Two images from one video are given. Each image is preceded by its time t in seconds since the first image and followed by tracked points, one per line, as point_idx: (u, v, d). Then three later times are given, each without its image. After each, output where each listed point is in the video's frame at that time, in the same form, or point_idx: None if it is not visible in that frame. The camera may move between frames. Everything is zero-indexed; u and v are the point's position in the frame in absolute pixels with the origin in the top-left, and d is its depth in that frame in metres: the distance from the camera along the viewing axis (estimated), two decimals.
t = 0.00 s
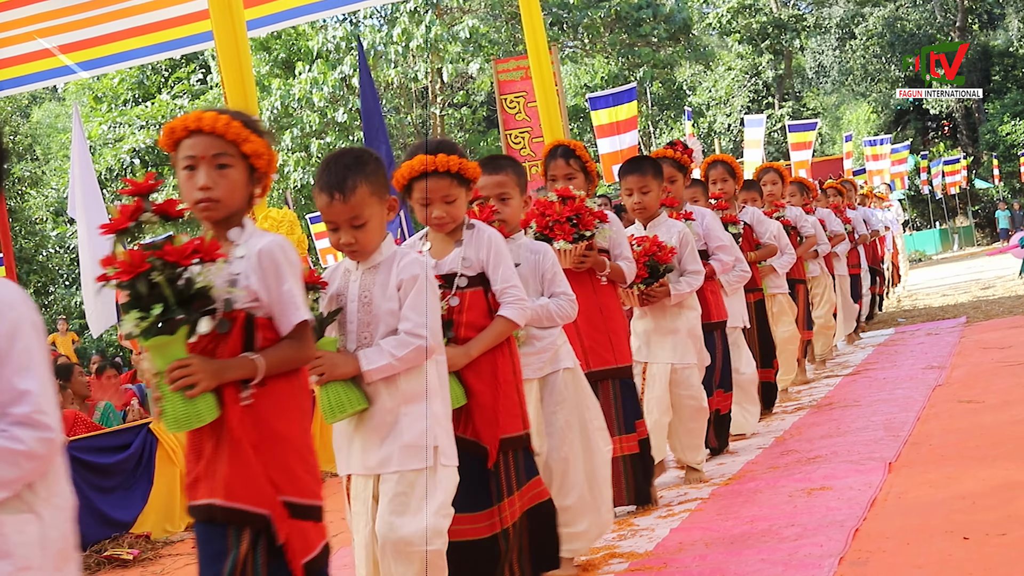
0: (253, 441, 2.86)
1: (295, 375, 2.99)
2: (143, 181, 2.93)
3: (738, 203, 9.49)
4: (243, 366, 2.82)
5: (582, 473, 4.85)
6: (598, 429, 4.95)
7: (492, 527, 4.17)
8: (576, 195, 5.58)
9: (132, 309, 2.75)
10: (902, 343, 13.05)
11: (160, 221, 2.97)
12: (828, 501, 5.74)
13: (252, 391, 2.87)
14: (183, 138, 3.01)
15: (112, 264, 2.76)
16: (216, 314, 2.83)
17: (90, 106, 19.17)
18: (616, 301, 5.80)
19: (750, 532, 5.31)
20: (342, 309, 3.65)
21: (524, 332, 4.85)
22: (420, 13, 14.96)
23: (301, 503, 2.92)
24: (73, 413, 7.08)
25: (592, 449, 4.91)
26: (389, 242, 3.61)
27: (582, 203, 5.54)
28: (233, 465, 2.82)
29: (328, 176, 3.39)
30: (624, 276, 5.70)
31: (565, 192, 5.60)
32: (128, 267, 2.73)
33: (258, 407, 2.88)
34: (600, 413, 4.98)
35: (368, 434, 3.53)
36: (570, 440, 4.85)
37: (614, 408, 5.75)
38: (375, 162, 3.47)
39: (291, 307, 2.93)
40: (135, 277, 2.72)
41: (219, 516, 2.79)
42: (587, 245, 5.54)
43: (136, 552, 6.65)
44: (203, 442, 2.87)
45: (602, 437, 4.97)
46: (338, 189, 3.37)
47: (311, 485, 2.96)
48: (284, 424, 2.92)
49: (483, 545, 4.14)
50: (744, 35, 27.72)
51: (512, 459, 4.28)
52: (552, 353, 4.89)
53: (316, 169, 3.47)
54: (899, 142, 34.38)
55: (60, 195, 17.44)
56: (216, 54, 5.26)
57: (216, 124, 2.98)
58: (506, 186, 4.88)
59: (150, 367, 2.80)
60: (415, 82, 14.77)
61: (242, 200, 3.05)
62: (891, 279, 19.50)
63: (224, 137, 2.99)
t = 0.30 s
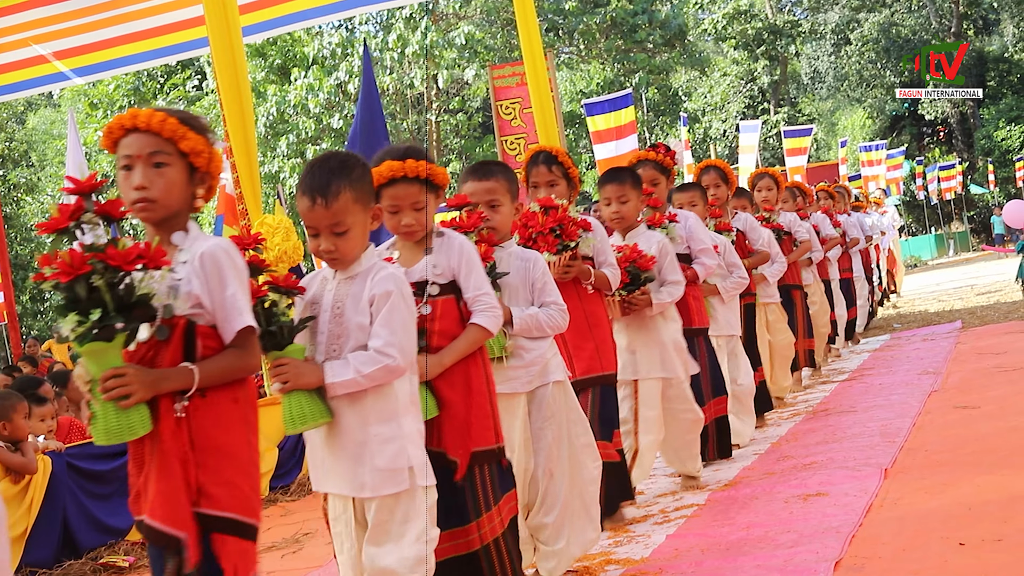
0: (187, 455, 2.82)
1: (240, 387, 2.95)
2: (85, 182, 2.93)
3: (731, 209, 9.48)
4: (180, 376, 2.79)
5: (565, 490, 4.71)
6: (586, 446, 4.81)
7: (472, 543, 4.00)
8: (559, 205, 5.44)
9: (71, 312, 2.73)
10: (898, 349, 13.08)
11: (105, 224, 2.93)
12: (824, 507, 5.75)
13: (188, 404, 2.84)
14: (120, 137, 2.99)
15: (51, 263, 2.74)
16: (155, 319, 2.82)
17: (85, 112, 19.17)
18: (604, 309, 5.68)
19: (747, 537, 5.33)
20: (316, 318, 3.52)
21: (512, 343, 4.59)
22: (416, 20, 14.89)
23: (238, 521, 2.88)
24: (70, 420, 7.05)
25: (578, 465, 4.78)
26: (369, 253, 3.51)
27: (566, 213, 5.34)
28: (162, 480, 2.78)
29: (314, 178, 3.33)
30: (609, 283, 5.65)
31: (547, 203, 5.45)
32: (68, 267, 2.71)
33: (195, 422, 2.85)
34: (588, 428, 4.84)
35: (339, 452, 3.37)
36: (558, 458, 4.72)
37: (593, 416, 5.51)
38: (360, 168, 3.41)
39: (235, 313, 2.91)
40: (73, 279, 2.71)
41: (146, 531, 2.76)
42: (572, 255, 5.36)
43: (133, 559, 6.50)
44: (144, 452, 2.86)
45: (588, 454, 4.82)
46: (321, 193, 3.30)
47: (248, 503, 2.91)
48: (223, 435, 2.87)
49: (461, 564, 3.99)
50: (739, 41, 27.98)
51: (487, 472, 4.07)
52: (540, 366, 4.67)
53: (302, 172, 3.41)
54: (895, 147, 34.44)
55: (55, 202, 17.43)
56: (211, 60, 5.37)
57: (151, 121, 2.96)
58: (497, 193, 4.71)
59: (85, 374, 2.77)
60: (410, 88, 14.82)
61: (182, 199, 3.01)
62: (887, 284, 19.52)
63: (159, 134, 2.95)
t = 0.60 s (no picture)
0: (161, 468, 2.69)
1: (210, 399, 2.84)
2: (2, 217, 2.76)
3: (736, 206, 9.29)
4: (152, 391, 2.67)
5: (576, 491, 4.51)
6: (587, 449, 4.61)
7: (448, 546, 3.85)
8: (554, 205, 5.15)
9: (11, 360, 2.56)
10: (905, 346, 13.05)
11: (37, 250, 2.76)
12: (832, 504, 5.73)
13: (164, 416, 2.72)
14: (79, 142, 2.82)
15: None
16: (122, 330, 2.75)
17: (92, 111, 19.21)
18: (601, 312, 5.43)
19: (754, 535, 5.31)
20: (304, 319, 3.31)
21: (513, 339, 4.47)
22: (422, 17, 14.96)
23: (202, 537, 2.74)
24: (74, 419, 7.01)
25: (584, 465, 4.59)
26: (358, 248, 3.31)
27: (561, 214, 5.10)
28: (139, 497, 2.65)
29: (298, 172, 3.10)
30: (608, 285, 5.43)
31: (543, 204, 5.17)
32: None
33: (170, 433, 2.73)
34: (590, 430, 4.64)
35: (334, 457, 3.14)
36: (566, 458, 4.53)
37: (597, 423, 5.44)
38: (348, 163, 3.19)
39: (205, 321, 2.77)
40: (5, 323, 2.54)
41: (117, 547, 2.61)
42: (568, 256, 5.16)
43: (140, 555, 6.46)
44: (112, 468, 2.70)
45: (590, 456, 4.62)
46: (306, 188, 3.08)
47: (215, 521, 2.79)
48: (193, 451, 2.76)
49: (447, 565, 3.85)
50: (746, 39, 27.77)
51: (471, 472, 3.94)
52: (542, 362, 4.51)
53: (285, 166, 3.18)
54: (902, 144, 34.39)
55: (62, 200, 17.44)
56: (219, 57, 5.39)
57: (111, 126, 2.78)
58: (498, 186, 4.55)
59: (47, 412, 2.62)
60: (417, 85, 14.79)
61: (144, 206, 2.84)
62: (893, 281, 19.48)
63: (119, 140, 2.78)
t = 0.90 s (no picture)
0: (110, 478, 2.64)
1: (162, 405, 2.78)
2: None
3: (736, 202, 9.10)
4: (102, 393, 2.61)
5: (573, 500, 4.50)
6: (579, 455, 4.62)
7: (439, 564, 3.77)
8: (547, 204, 5.19)
9: None
10: (906, 346, 13.05)
11: None
12: (834, 505, 5.74)
13: (110, 422, 2.66)
14: (29, 138, 2.76)
15: None
16: (72, 332, 2.69)
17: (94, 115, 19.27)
18: (596, 313, 5.43)
19: (756, 535, 5.32)
20: (281, 331, 3.20)
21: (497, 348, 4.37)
22: (423, 19, 15.04)
23: (160, 548, 2.70)
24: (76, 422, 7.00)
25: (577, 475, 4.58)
26: (335, 256, 3.23)
27: (554, 213, 5.12)
28: (89, 509, 2.59)
29: (271, 180, 3.04)
30: (604, 286, 5.42)
31: (535, 202, 5.21)
32: None
33: (118, 441, 2.68)
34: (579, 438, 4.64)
35: (314, 474, 3.02)
36: (559, 470, 4.49)
37: (593, 425, 5.42)
38: (323, 169, 3.12)
39: (162, 324, 2.74)
40: None
41: (72, 562, 2.55)
42: (562, 256, 5.14)
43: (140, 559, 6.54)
44: (60, 479, 2.64)
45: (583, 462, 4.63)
46: (279, 196, 3.01)
47: (175, 530, 2.74)
48: (146, 460, 2.70)
49: None
50: (747, 39, 27.92)
51: (461, 487, 3.87)
52: (527, 372, 4.45)
53: (259, 174, 3.12)
54: (903, 144, 34.39)
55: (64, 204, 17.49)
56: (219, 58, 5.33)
57: (61, 120, 2.72)
58: (482, 191, 4.50)
59: None
60: (417, 88, 14.78)
61: (99, 203, 2.79)
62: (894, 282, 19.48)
63: (72, 135, 2.73)
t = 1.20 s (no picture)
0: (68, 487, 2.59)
1: (120, 411, 2.74)
2: None
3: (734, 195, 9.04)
4: (60, 395, 2.57)
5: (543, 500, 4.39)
6: (561, 452, 4.54)
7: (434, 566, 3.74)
8: (537, 202, 5.20)
9: None
10: (906, 341, 13.06)
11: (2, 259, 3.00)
12: (833, 498, 5.74)
13: (71, 428, 2.62)
14: None
15: None
16: (26, 333, 2.64)
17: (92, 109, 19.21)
18: (587, 309, 5.39)
19: (755, 529, 5.33)
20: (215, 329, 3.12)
21: (472, 343, 4.37)
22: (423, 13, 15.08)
23: (113, 558, 2.64)
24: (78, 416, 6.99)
25: (555, 472, 4.48)
26: (273, 249, 3.15)
27: (545, 212, 5.15)
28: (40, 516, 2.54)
29: (201, 170, 2.99)
30: (596, 282, 5.42)
31: (525, 201, 5.21)
32: None
33: (76, 448, 2.64)
34: (563, 435, 4.58)
35: (249, 479, 2.95)
36: (528, 468, 4.39)
37: (586, 426, 5.32)
38: (258, 156, 3.05)
39: (122, 326, 2.70)
40: None
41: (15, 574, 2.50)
42: (553, 256, 5.20)
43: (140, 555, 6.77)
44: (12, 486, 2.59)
45: (565, 459, 4.55)
46: (211, 184, 2.95)
47: (131, 540, 2.68)
48: (103, 467, 2.66)
49: None
50: (746, 33, 28.20)
51: (455, 489, 3.85)
52: (502, 365, 4.40)
53: (192, 164, 3.06)
54: (902, 139, 34.39)
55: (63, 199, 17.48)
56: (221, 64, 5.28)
57: (10, 108, 2.68)
58: (454, 182, 4.44)
59: None
60: (417, 82, 14.72)
61: (52, 194, 2.74)
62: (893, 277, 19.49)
63: (21, 124, 2.68)
